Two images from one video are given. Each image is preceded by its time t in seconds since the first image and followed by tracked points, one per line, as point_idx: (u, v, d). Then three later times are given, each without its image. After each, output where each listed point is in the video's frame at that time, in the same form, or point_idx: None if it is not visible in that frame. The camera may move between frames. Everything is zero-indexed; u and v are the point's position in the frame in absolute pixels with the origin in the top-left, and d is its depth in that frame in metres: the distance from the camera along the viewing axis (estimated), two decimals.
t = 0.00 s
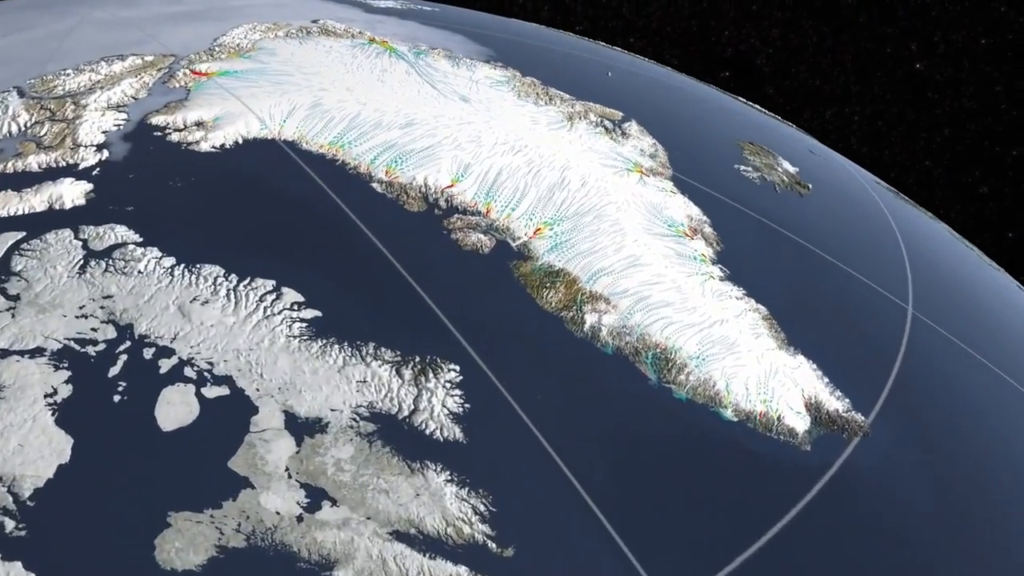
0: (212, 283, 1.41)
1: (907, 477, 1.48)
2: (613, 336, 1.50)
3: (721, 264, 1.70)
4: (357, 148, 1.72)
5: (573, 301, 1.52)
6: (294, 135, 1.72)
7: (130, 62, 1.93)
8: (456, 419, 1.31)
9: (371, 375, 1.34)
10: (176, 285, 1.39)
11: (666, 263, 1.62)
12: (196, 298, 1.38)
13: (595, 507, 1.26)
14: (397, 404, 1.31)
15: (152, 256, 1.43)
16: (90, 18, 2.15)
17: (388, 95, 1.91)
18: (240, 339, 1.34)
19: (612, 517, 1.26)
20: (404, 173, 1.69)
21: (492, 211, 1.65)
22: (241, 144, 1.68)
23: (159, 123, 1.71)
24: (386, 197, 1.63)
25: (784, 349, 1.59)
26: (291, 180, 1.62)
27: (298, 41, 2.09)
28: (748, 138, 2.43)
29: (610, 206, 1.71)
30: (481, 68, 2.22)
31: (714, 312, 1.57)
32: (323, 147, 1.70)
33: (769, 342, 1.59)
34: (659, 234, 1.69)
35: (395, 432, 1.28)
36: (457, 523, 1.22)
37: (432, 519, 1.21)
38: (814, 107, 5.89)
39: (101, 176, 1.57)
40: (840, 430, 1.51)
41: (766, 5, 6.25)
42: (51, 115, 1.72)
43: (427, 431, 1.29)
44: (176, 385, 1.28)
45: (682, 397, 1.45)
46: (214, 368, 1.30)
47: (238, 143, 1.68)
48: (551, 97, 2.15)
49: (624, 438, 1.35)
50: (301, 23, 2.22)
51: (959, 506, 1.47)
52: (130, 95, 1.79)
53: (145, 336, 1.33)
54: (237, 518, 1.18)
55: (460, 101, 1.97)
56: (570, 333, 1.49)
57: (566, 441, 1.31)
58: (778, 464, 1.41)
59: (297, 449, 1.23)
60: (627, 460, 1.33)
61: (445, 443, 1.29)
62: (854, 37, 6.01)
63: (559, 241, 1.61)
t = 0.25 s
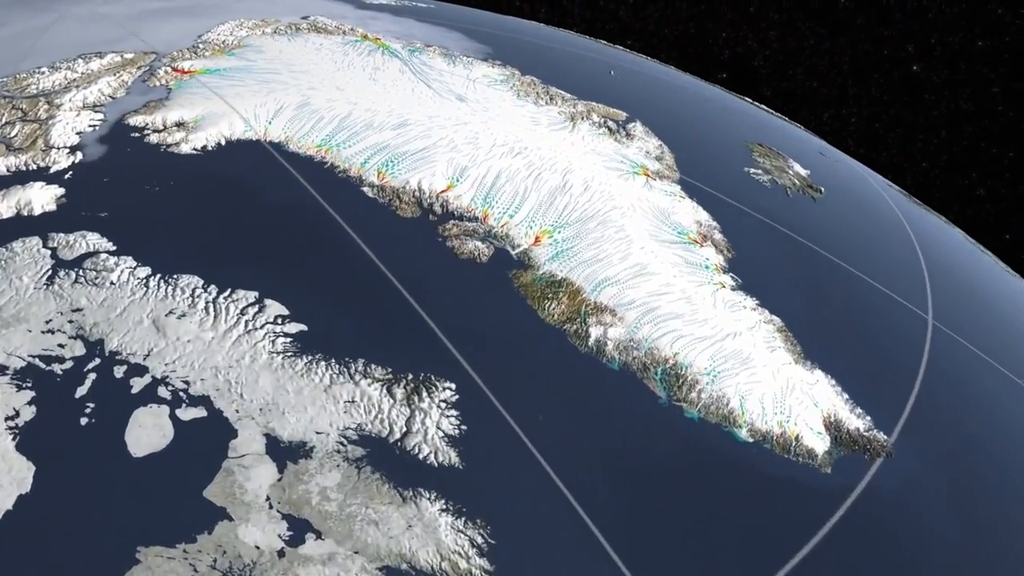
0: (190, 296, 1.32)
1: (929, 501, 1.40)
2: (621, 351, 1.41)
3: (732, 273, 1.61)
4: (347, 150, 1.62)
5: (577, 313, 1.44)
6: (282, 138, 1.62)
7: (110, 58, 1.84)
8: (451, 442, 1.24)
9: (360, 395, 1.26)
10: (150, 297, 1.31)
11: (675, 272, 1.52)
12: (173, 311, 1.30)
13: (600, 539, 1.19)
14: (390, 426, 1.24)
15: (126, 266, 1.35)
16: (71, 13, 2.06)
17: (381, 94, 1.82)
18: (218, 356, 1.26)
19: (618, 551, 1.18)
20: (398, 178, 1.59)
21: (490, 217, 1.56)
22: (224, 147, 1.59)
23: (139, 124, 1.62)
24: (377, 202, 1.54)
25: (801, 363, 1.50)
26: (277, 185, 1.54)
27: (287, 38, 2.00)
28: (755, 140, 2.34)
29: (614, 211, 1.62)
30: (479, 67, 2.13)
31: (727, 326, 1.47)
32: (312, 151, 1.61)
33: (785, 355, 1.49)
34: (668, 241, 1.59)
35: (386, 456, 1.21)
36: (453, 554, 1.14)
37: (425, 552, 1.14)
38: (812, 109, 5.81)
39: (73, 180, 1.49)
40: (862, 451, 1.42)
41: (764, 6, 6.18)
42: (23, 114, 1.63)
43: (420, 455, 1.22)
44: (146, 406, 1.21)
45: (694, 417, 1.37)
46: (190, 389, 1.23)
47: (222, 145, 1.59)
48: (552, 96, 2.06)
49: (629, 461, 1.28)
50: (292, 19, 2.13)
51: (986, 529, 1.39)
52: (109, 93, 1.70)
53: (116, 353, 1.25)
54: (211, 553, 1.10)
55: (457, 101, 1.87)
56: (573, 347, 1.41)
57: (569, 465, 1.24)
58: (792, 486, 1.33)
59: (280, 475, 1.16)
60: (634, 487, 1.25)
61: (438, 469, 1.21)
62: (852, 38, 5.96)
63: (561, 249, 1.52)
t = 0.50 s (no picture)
0: (162, 309, 1.43)
1: (904, 509, 1.47)
2: (628, 365, 1.49)
3: (744, 281, 1.70)
4: (334, 150, 1.71)
5: (582, 323, 1.53)
6: (263, 139, 1.72)
7: (84, 51, 1.91)
8: (446, 468, 1.31)
9: (345, 418, 1.34)
10: (119, 310, 1.42)
11: (685, 282, 1.60)
12: (143, 326, 1.41)
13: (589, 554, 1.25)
14: (382, 451, 1.32)
15: (92, 275, 1.46)
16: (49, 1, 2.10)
17: (372, 92, 1.85)
18: (191, 375, 1.36)
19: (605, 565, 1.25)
20: (386, 179, 1.69)
21: (488, 222, 1.66)
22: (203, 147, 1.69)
23: (111, 123, 1.72)
24: (368, 208, 1.64)
25: (821, 380, 1.58)
26: (272, 196, 1.62)
27: (272, 32, 2.01)
28: (763, 142, 2.44)
29: (621, 215, 1.70)
30: (475, 63, 2.13)
31: (742, 339, 1.54)
32: (297, 152, 1.70)
33: (805, 371, 1.57)
34: (676, 248, 1.67)
35: (372, 484, 1.28)
36: None
37: None
38: (808, 110, 5.65)
39: (40, 184, 1.60)
40: (887, 473, 1.51)
41: (761, 8, 6.15)
42: None
43: (414, 483, 1.29)
44: (113, 431, 1.30)
45: (709, 439, 1.44)
46: (160, 412, 1.32)
47: (199, 146, 1.69)
48: (553, 95, 2.09)
49: (612, 472, 1.35)
50: (281, 15, 2.15)
51: (955, 538, 1.46)
52: (82, 91, 1.80)
53: (79, 372, 1.35)
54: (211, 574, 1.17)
55: (453, 99, 1.91)
56: (579, 362, 1.49)
57: (552, 479, 1.31)
58: (763, 490, 1.40)
59: (257, 509, 1.23)
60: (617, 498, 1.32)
61: (432, 497, 1.28)
62: (850, 40, 5.94)
63: (565, 257, 1.61)
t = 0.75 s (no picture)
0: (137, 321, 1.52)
1: (923, 528, 1.53)
2: (635, 380, 1.56)
3: (757, 289, 1.77)
4: (325, 151, 1.81)
5: (588, 334, 1.60)
6: (247, 137, 1.82)
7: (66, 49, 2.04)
8: (441, 493, 1.38)
9: (333, 438, 1.42)
10: (90, 320, 1.51)
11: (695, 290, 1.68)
12: (117, 337, 1.50)
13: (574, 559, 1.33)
14: (371, 473, 1.39)
15: (63, 284, 1.55)
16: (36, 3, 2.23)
17: (365, 89, 1.95)
18: (167, 392, 1.44)
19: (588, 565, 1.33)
20: (378, 179, 1.77)
21: (486, 227, 1.74)
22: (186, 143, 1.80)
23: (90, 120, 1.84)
24: (362, 210, 1.72)
25: (839, 394, 1.64)
26: (267, 202, 1.71)
27: (260, 27, 2.13)
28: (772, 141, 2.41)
29: (626, 220, 1.78)
30: (470, 57, 2.20)
31: (753, 351, 1.62)
32: (287, 151, 1.80)
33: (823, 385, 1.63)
34: (684, 255, 1.75)
35: (361, 506, 1.35)
36: None
37: None
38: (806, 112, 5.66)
39: (11, 184, 1.70)
40: (911, 493, 1.57)
41: (759, 9, 6.06)
42: None
43: (408, 509, 1.36)
44: (80, 453, 1.38)
45: (721, 456, 1.51)
46: (134, 432, 1.40)
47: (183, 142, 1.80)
48: (555, 92, 2.14)
49: (592, 473, 1.42)
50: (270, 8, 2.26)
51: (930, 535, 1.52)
52: (58, 88, 1.92)
53: (48, 388, 1.45)
54: None
55: (450, 96, 1.98)
56: (585, 377, 1.56)
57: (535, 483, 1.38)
58: (736, 491, 1.47)
59: (235, 538, 1.30)
60: (597, 496, 1.40)
61: (425, 523, 1.35)
62: (846, 43, 5.77)
63: (567, 263, 1.69)
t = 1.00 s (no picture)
0: (111, 333, 1.46)
1: (947, 548, 1.46)
2: (645, 397, 1.49)
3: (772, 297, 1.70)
4: (313, 149, 1.74)
5: (593, 346, 1.53)
6: (231, 135, 1.76)
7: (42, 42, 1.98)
8: (435, 521, 1.30)
9: (317, 459, 1.35)
10: (57, 331, 1.46)
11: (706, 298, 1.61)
12: (87, 350, 1.44)
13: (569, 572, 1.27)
14: (359, 499, 1.32)
15: (30, 292, 1.49)
16: None
17: (358, 85, 1.89)
18: (138, 409, 1.38)
19: None
20: (370, 179, 1.71)
21: (485, 229, 1.67)
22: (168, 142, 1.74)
23: (64, 116, 1.78)
24: (352, 211, 1.66)
25: (862, 410, 1.57)
26: (252, 200, 1.65)
27: (248, 20, 2.08)
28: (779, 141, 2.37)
29: (632, 222, 1.71)
30: (467, 53, 2.14)
31: (770, 364, 1.55)
32: (274, 149, 1.74)
33: (845, 400, 1.56)
34: (693, 260, 1.68)
35: (348, 535, 1.28)
36: None
37: None
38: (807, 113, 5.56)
39: None
40: (940, 516, 1.50)
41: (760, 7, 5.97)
42: None
43: (400, 539, 1.28)
44: (41, 477, 1.31)
45: (737, 477, 1.43)
46: (102, 453, 1.33)
47: (165, 140, 1.75)
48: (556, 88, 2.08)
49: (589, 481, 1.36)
50: None
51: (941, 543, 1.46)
52: (32, 82, 1.87)
53: (9, 404, 1.39)
54: None
55: (446, 92, 1.92)
56: (589, 391, 1.48)
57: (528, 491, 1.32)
58: (742, 506, 1.40)
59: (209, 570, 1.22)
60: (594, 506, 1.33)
61: (418, 552, 1.27)
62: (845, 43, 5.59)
63: (570, 268, 1.62)
